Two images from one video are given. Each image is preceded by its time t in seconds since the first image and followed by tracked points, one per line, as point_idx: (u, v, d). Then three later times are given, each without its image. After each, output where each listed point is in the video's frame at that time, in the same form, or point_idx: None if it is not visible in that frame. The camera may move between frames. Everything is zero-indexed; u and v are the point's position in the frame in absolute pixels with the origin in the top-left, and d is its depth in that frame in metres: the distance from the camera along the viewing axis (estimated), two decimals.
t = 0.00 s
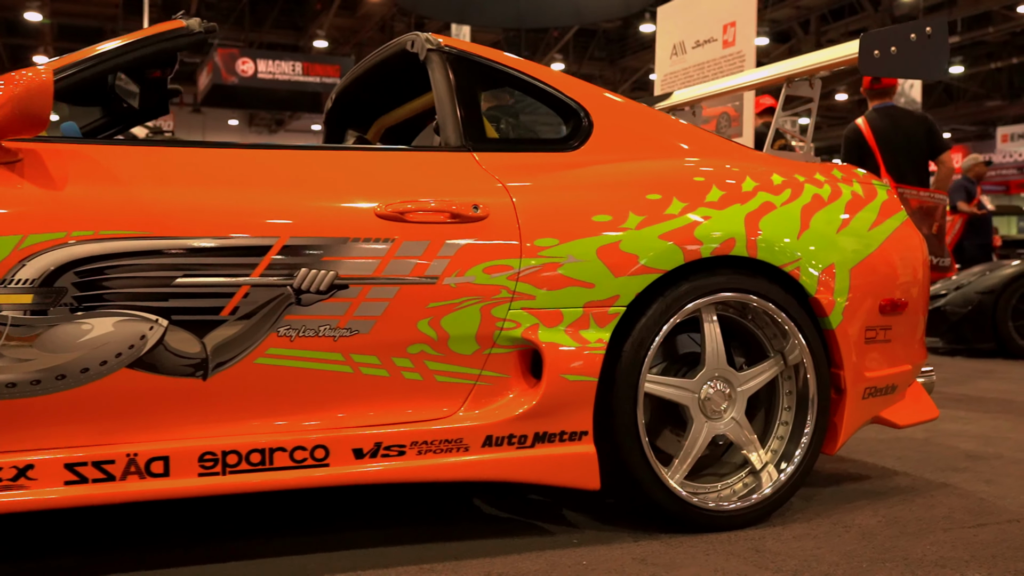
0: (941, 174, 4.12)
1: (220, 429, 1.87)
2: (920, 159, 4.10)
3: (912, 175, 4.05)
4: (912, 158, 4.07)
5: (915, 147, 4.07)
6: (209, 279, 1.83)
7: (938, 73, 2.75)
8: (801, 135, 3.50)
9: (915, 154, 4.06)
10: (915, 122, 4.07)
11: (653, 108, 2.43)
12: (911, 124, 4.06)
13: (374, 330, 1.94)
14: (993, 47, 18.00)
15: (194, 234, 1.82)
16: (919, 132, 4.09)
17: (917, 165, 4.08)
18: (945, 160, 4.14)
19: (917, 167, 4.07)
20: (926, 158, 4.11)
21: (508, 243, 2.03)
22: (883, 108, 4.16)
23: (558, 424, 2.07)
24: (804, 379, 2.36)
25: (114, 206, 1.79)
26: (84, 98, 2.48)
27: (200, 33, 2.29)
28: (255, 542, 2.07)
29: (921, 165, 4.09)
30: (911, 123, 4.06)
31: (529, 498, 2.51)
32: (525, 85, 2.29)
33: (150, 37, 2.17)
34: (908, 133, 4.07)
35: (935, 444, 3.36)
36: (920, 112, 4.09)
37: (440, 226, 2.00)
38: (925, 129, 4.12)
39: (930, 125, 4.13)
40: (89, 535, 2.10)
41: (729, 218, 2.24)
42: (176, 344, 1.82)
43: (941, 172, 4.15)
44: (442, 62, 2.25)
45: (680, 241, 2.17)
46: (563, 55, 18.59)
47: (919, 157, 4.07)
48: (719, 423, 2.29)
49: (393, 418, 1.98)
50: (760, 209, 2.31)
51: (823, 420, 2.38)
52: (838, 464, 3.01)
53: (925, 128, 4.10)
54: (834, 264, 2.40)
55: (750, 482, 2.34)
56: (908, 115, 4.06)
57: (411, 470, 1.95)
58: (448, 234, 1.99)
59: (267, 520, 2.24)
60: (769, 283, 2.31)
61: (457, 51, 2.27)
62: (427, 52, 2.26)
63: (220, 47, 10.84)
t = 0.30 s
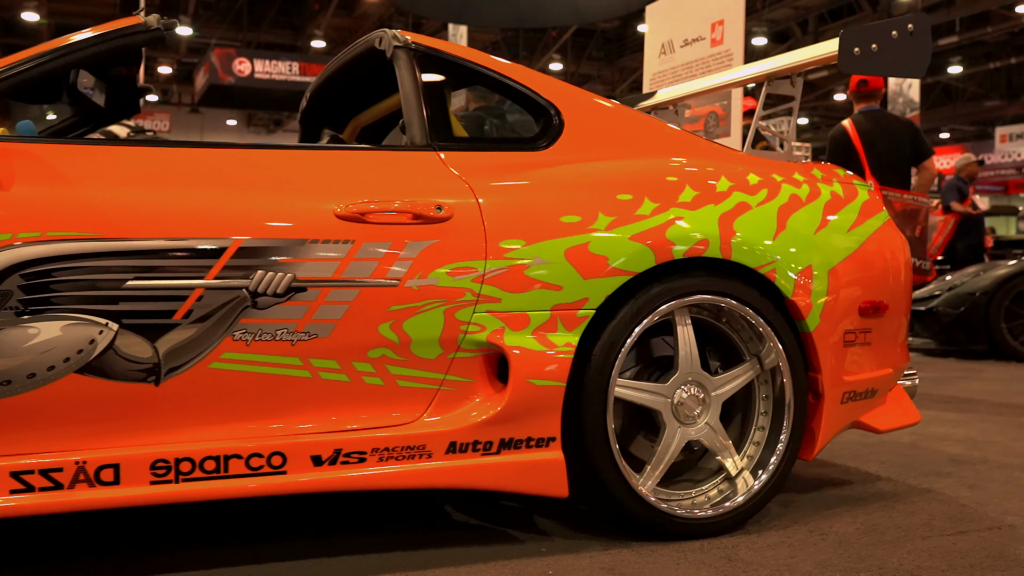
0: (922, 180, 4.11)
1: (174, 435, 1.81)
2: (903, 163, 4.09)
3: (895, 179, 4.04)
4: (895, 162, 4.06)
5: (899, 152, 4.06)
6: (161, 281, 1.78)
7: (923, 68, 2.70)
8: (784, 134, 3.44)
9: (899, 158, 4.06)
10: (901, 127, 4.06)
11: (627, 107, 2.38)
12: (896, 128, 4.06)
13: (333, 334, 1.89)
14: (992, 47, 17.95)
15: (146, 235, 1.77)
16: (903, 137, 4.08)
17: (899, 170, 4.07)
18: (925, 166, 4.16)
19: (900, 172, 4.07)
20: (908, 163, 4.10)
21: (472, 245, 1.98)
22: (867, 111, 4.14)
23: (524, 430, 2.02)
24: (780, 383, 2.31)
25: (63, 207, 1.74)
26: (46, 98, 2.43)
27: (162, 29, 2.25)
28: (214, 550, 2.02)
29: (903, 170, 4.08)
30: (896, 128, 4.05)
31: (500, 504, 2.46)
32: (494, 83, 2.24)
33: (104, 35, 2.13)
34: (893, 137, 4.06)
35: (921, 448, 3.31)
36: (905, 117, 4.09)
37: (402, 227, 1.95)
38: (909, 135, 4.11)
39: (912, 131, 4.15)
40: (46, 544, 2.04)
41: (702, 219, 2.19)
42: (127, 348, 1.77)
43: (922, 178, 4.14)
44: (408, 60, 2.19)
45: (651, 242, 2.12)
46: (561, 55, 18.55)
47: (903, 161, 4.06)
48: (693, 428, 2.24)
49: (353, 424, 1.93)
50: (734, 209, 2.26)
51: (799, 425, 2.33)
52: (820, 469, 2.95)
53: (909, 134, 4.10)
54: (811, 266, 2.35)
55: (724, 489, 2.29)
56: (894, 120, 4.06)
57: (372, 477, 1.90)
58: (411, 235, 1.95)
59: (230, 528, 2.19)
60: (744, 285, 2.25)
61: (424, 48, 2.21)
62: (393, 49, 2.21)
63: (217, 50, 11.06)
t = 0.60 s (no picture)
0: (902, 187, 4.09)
1: (128, 445, 1.76)
2: (887, 168, 4.06)
3: (879, 185, 4.02)
4: (880, 167, 4.04)
5: (885, 158, 4.03)
6: (113, 287, 1.73)
7: (908, 70, 2.62)
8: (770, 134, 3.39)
9: (884, 164, 4.03)
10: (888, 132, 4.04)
11: (602, 107, 2.33)
12: (883, 134, 4.03)
13: (293, 340, 1.84)
14: (991, 46, 17.91)
15: (97, 239, 1.72)
16: (889, 143, 4.06)
17: (882, 176, 4.05)
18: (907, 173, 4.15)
19: (883, 179, 4.05)
20: (892, 170, 4.09)
21: (437, 249, 1.93)
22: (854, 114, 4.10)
23: (491, 438, 1.97)
24: (757, 389, 2.26)
25: (11, 209, 1.69)
26: (10, 99, 2.39)
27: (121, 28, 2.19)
28: (174, 562, 1.97)
29: (887, 176, 4.06)
30: (883, 133, 4.03)
31: (473, 513, 2.41)
32: (464, 83, 2.19)
33: (58, 33, 2.08)
34: (880, 142, 4.03)
35: (907, 453, 3.26)
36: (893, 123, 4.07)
37: (365, 230, 1.90)
38: (895, 141, 4.08)
39: (899, 138, 4.12)
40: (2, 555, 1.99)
41: (676, 221, 2.14)
42: (78, 355, 1.72)
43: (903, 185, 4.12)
44: (376, 58, 2.14)
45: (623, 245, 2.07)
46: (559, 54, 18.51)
47: (887, 168, 4.04)
48: (667, 436, 2.19)
49: (313, 433, 1.88)
50: (710, 211, 2.20)
51: (777, 432, 2.28)
52: (803, 475, 2.90)
53: (895, 140, 4.08)
54: (789, 270, 2.30)
55: (700, 498, 2.24)
56: (882, 125, 4.03)
57: (333, 487, 1.85)
58: (374, 239, 1.90)
59: (193, 538, 2.14)
60: (720, 289, 2.20)
61: (392, 47, 2.16)
62: (361, 48, 2.16)
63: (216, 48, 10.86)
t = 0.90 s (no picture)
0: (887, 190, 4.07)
1: (83, 455, 1.72)
2: (874, 171, 4.02)
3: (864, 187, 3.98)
4: (867, 170, 4.00)
5: (873, 160, 4.00)
6: (66, 294, 1.69)
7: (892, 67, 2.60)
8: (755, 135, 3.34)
9: (871, 166, 4.00)
10: (878, 135, 4.00)
11: (579, 107, 2.28)
12: (873, 136, 3.99)
13: (254, 348, 1.79)
14: (991, 46, 17.87)
15: (51, 244, 1.68)
16: (878, 146, 4.03)
17: (868, 178, 4.02)
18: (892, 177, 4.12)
19: (869, 181, 4.02)
20: (879, 173, 4.05)
21: (404, 253, 1.88)
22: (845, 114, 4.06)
23: (459, 446, 1.93)
24: (736, 396, 2.21)
25: None
26: None
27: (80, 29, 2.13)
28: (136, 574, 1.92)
29: (872, 179, 4.03)
30: (874, 135, 3.99)
31: (448, 522, 2.36)
32: (435, 82, 2.14)
33: (14, 32, 2.03)
34: (870, 144, 3.99)
35: (896, 459, 3.21)
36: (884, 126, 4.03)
37: (329, 235, 1.85)
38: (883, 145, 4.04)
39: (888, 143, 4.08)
40: None
41: (651, 224, 2.10)
42: (30, 363, 1.68)
43: (887, 187, 4.11)
44: (345, 58, 2.09)
45: (597, 249, 2.02)
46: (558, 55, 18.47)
47: (873, 171, 4.01)
48: (643, 444, 2.15)
49: (275, 442, 1.83)
50: (687, 215, 2.16)
51: (756, 440, 2.23)
52: (787, 482, 2.85)
53: (884, 143, 4.04)
54: (769, 275, 2.25)
55: (677, 507, 2.19)
56: (872, 127, 3.99)
57: (295, 498, 1.80)
58: (338, 243, 1.85)
59: (158, 549, 2.09)
60: (697, 293, 2.16)
61: (361, 47, 2.11)
62: (330, 47, 2.10)
63: (215, 48, 10.84)
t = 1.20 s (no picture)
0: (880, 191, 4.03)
1: (41, 462, 1.67)
2: (867, 172, 3.98)
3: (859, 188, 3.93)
4: (860, 171, 3.96)
5: (866, 162, 3.96)
6: (24, 297, 1.64)
7: (880, 66, 2.55)
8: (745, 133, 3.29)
9: (864, 168, 3.96)
10: (872, 137, 3.98)
11: (558, 106, 2.24)
12: (867, 137, 3.95)
13: (218, 352, 1.75)
14: (996, 46, 17.78)
15: (7, 245, 1.63)
16: (871, 147, 3.99)
17: (861, 180, 3.98)
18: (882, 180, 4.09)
19: (861, 183, 3.98)
20: (872, 174, 4.01)
21: (373, 255, 1.84)
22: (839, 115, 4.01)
23: (431, 453, 1.88)
24: (718, 401, 2.16)
25: None
26: None
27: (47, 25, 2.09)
28: None
29: (864, 181, 3.99)
30: (867, 137, 3.95)
31: (425, 529, 2.31)
32: (409, 81, 2.10)
33: None
34: (864, 145, 3.95)
35: (888, 464, 3.16)
36: (876, 128, 4.00)
37: (296, 236, 1.81)
38: (877, 147, 4.00)
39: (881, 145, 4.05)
40: None
41: (630, 225, 2.05)
42: None
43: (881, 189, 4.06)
44: (317, 56, 2.05)
45: (573, 251, 1.97)
46: (562, 54, 18.42)
47: (866, 173, 3.97)
48: (622, 451, 2.10)
49: (241, 449, 1.78)
50: (667, 215, 2.11)
51: (739, 446, 2.18)
52: (775, 488, 2.80)
53: (878, 145, 4.01)
54: (752, 277, 2.20)
55: (658, 514, 2.14)
56: (866, 128, 3.95)
57: (260, 507, 1.76)
58: (305, 245, 1.81)
59: (126, 558, 2.04)
60: (677, 296, 2.11)
61: (335, 45, 2.07)
62: (302, 44, 2.07)
63: (217, 48, 10.81)
